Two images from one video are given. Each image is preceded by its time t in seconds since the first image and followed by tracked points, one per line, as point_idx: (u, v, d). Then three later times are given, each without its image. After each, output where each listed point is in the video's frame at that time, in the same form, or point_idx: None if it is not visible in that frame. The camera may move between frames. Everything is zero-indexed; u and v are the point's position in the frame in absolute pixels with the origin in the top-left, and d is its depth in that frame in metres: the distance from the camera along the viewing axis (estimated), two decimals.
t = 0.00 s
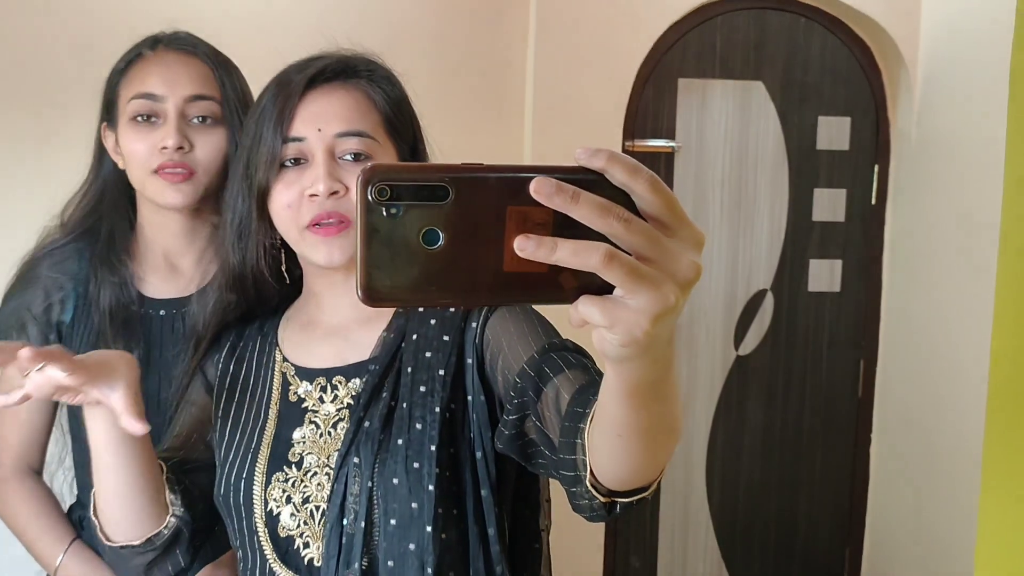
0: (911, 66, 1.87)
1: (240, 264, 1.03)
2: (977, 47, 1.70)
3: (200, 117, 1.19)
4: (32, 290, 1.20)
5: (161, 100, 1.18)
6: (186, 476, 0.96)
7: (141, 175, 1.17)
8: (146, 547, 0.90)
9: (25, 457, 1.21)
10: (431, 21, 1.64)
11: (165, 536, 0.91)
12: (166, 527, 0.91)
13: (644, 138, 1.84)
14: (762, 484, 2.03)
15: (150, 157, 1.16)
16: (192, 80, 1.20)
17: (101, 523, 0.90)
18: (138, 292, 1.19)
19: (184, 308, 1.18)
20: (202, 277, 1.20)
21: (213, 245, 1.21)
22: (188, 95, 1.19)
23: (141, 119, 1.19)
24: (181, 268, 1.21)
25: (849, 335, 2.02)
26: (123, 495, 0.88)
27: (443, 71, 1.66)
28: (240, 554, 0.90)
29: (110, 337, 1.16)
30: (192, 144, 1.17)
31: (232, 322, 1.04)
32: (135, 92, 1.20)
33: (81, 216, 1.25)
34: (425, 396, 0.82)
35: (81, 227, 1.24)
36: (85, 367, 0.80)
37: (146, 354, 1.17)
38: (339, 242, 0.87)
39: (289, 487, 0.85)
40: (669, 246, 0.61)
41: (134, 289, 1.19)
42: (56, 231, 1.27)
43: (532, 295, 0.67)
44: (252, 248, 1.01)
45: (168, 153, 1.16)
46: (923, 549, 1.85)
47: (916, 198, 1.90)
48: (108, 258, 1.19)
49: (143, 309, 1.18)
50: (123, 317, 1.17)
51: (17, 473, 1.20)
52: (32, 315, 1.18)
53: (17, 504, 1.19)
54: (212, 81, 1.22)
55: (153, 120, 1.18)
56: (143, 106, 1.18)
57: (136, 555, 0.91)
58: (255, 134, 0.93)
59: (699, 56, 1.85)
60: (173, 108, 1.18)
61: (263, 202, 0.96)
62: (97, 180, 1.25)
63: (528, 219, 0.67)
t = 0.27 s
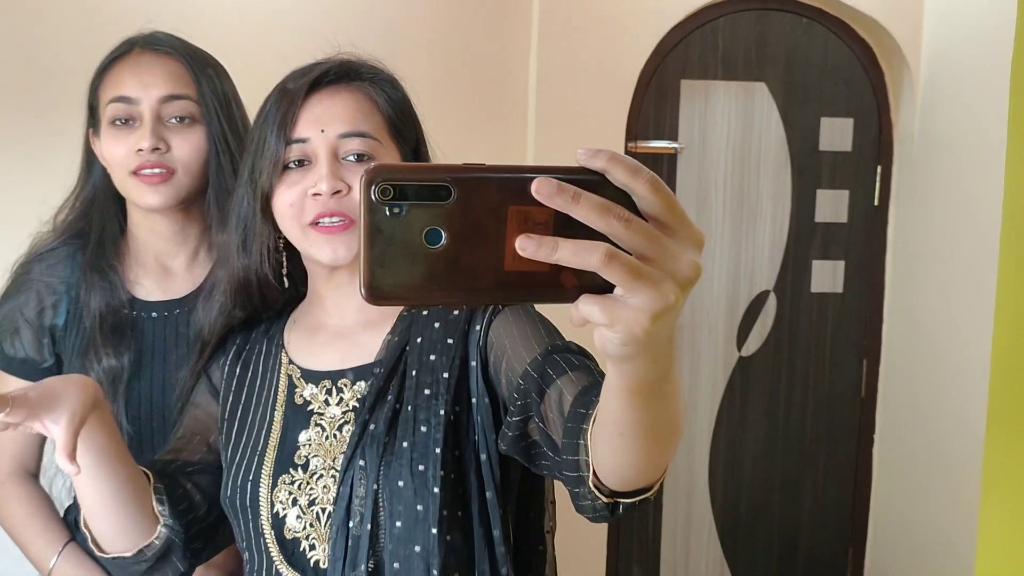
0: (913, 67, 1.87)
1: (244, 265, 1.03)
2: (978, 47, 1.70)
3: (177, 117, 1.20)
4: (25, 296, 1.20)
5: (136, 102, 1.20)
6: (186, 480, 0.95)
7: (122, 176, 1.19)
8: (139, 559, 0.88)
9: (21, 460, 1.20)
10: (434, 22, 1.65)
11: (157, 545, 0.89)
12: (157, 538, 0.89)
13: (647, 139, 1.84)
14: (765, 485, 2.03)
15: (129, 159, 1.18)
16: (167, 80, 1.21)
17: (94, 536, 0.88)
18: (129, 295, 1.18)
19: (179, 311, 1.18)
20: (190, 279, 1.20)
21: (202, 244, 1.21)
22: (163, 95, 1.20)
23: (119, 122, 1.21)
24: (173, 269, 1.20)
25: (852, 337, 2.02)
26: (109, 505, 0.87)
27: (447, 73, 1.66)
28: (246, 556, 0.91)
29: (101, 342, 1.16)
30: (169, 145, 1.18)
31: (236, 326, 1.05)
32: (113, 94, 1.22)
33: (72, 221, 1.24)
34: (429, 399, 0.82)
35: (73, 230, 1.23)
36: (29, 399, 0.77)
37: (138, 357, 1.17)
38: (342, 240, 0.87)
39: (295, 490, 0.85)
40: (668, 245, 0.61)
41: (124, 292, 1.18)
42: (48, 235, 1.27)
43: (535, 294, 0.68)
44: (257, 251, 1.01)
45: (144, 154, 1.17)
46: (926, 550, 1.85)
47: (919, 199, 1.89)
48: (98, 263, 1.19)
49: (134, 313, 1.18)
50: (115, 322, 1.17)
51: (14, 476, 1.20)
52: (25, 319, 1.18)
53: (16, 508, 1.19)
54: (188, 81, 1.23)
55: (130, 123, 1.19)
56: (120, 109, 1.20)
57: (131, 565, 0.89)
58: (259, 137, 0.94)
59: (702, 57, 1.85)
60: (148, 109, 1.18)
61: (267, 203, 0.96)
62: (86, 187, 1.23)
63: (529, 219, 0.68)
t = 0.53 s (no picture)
0: (923, 65, 1.86)
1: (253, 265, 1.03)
2: (989, 45, 1.69)
3: (181, 117, 1.20)
4: (33, 293, 1.22)
5: (140, 103, 1.20)
6: (202, 484, 0.96)
7: (126, 175, 1.19)
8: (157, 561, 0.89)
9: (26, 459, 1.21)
10: (442, 22, 1.65)
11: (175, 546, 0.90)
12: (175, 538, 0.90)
13: (656, 138, 1.84)
14: (774, 485, 2.03)
15: (132, 158, 1.18)
16: (170, 80, 1.21)
17: (112, 539, 0.89)
18: (133, 294, 1.19)
19: (183, 312, 1.18)
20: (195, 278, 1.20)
21: (206, 245, 1.22)
22: (167, 96, 1.20)
23: (124, 122, 1.21)
24: (178, 270, 1.21)
25: (862, 336, 2.01)
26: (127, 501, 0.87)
27: (455, 72, 1.66)
28: (256, 556, 0.91)
29: (104, 342, 1.17)
30: (172, 145, 1.19)
31: (242, 328, 1.05)
32: (118, 95, 1.23)
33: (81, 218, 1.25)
34: (438, 399, 0.82)
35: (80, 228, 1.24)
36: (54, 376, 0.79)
37: (142, 357, 1.18)
38: (338, 238, 0.87)
39: (304, 490, 0.86)
40: (678, 243, 0.61)
41: (129, 291, 1.19)
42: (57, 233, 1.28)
43: (545, 292, 0.68)
44: (265, 248, 1.01)
45: (148, 154, 1.17)
46: (936, 550, 1.84)
47: (929, 198, 1.88)
48: (103, 262, 1.20)
49: (138, 312, 1.19)
50: (118, 321, 1.18)
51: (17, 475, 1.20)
52: (31, 316, 1.20)
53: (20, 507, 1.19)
54: (192, 81, 1.23)
55: (134, 123, 1.20)
56: (125, 110, 1.21)
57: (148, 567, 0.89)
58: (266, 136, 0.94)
59: (712, 56, 1.85)
60: (153, 109, 1.19)
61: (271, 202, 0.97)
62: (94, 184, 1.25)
63: (538, 217, 0.68)
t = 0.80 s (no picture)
0: (931, 65, 1.85)
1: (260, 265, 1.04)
2: (997, 44, 1.68)
3: (198, 116, 1.22)
4: (46, 288, 1.21)
5: (156, 101, 1.21)
6: (209, 483, 0.97)
7: (142, 173, 1.20)
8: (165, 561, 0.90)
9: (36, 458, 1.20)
10: (450, 24, 1.65)
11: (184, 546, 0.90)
12: (186, 537, 0.91)
13: (663, 138, 1.84)
14: (782, 486, 2.02)
15: (149, 157, 1.19)
16: (187, 78, 1.23)
17: (123, 539, 0.90)
18: (149, 290, 1.19)
19: (197, 309, 1.19)
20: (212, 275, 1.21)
21: (220, 244, 1.23)
22: (185, 94, 1.21)
23: (141, 120, 1.22)
24: (192, 267, 1.21)
25: (870, 336, 2.00)
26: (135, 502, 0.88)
27: (463, 73, 1.67)
28: (262, 555, 0.91)
29: (122, 338, 1.17)
30: (189, 143, 1.20)
31: (251, 327, 1.05)
32: (134, 93, 1.24)
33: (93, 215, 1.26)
34: (444, 400, 0.82)
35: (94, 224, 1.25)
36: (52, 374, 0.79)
37: (158, 353, 1.18)
38: (352, 244, 0.88)
39: (310, 490, 0.86)
40: (681, 245, 0.61)
41: (144, 287, 1.19)
42: (68, 231, 1.29)
43: (547, 291, 0.68)
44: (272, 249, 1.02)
45: (166, 153, 1.18)
46: (944, 552, 1.83)
47: (938, 197, 1.87)
48: (118, 258, 1.20)
49: (154, 309, 1.19)
50: (135, 318, 1.18)
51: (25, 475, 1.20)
52: (43, 312, 1.19)
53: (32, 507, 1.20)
54: (207, 79, 1.25)
55: (151, 121, 1.21)
56: (141, 108, 1.22)
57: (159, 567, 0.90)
58: (274, 140, 0.95)
59: (719, 56, 1.84)
60: (169, 107, 1.20)
61: (281, 205, 0.97)
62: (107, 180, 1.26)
63: (542, 218, 0.68)
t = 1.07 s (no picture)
0: (935, 65, 1.85)
1: (258, 268, 1.04)
2: (1000, 44, 1.68)
3: (205, 109, 1.23)
4: (49, 282, 1.18)
5: (163, 94, 1.21)
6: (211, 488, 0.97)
7: (149, 166, 1.19)
8: None
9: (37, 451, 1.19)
10: (452, 24, 1.65)
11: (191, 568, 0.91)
12: (192, 558, 0.91)
13: (665, 138, 1.84)
14: (784, 486, 2.02)
15: (156, 150, 1.18)
16: (194, 71, 1.23)
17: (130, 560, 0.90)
18: (157, 285, 1.20)
19: (203, 303, 1.20)
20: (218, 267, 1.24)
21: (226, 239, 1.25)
22: (191, 86, 1.22)
23: (148, 114, 1.21)
24: (199, 263, 1.24)
25: (873, 336, 2.00)
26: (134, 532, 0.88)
27: (466, 74, 1.67)
28: (263, 556, 0.92)
29: (131, 334, 1.16)
30: (197, 136, 1.20)
31: (250, 326, 1.05)
32: (140, 86, 1.22)
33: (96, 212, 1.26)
34: (443, 400, 0.82)
35: (99, 220, 1.25)
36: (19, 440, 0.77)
37: (167, 348, 1.19)
38: (354, 246, 0.88)
39: (310, 491, 0.86)
40: (684, 243, 0.61)
41: (152, 283, 1.20)
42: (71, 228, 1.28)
43: (550, 290, 0.68)
44: (271, 252, 1.03)
45: (174, 145, 1.18)
46: (947, 553, 1.82)
47: (941, 197, 1.87)
48: (126, 254, 1.20)
49: (162, 303, 1.20)
50: (144, 313, 1.18)
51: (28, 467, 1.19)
52: (51, 308, 1.17)
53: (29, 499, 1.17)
54: (214, 72, 1.24)
55: (158, 115, 1.21)
56: (149, 101, 1.21)
57: None
58: (273, 139, 0.95)
59: (721, 56, 1.84)
60: (177, 100, 1.21)
61: (280, 205, 0.98)
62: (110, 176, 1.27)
63: (543, 216, 0.68)
